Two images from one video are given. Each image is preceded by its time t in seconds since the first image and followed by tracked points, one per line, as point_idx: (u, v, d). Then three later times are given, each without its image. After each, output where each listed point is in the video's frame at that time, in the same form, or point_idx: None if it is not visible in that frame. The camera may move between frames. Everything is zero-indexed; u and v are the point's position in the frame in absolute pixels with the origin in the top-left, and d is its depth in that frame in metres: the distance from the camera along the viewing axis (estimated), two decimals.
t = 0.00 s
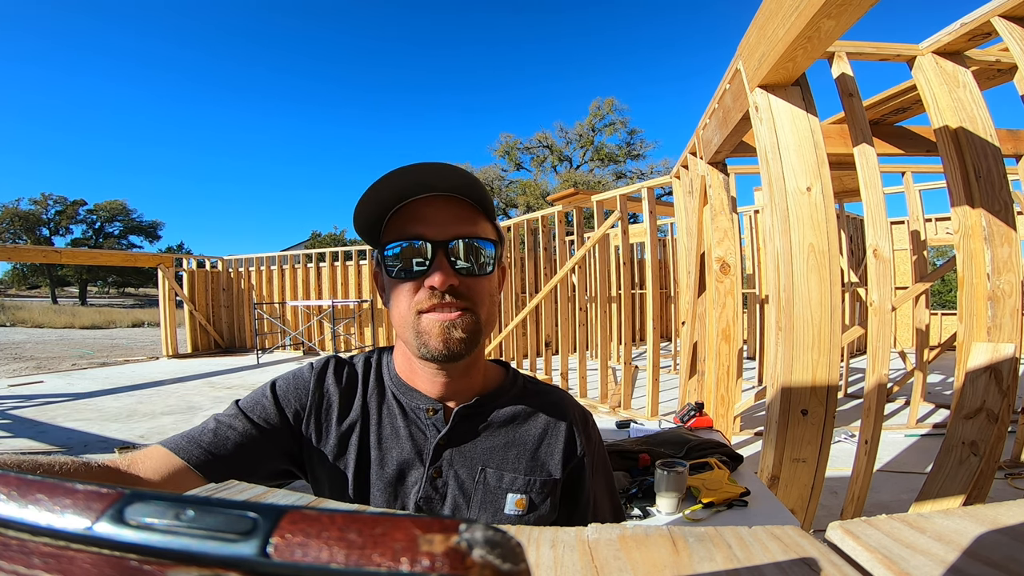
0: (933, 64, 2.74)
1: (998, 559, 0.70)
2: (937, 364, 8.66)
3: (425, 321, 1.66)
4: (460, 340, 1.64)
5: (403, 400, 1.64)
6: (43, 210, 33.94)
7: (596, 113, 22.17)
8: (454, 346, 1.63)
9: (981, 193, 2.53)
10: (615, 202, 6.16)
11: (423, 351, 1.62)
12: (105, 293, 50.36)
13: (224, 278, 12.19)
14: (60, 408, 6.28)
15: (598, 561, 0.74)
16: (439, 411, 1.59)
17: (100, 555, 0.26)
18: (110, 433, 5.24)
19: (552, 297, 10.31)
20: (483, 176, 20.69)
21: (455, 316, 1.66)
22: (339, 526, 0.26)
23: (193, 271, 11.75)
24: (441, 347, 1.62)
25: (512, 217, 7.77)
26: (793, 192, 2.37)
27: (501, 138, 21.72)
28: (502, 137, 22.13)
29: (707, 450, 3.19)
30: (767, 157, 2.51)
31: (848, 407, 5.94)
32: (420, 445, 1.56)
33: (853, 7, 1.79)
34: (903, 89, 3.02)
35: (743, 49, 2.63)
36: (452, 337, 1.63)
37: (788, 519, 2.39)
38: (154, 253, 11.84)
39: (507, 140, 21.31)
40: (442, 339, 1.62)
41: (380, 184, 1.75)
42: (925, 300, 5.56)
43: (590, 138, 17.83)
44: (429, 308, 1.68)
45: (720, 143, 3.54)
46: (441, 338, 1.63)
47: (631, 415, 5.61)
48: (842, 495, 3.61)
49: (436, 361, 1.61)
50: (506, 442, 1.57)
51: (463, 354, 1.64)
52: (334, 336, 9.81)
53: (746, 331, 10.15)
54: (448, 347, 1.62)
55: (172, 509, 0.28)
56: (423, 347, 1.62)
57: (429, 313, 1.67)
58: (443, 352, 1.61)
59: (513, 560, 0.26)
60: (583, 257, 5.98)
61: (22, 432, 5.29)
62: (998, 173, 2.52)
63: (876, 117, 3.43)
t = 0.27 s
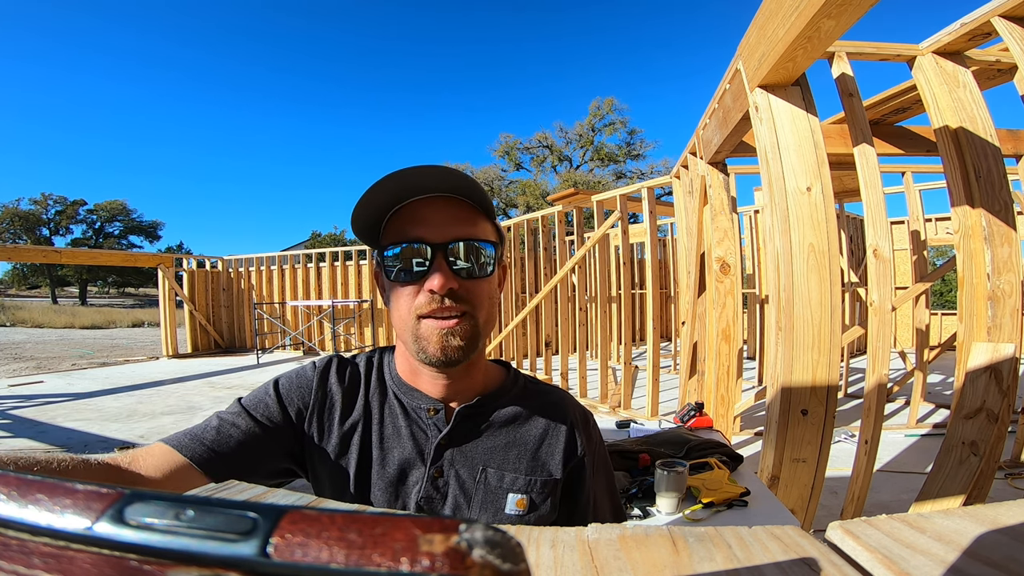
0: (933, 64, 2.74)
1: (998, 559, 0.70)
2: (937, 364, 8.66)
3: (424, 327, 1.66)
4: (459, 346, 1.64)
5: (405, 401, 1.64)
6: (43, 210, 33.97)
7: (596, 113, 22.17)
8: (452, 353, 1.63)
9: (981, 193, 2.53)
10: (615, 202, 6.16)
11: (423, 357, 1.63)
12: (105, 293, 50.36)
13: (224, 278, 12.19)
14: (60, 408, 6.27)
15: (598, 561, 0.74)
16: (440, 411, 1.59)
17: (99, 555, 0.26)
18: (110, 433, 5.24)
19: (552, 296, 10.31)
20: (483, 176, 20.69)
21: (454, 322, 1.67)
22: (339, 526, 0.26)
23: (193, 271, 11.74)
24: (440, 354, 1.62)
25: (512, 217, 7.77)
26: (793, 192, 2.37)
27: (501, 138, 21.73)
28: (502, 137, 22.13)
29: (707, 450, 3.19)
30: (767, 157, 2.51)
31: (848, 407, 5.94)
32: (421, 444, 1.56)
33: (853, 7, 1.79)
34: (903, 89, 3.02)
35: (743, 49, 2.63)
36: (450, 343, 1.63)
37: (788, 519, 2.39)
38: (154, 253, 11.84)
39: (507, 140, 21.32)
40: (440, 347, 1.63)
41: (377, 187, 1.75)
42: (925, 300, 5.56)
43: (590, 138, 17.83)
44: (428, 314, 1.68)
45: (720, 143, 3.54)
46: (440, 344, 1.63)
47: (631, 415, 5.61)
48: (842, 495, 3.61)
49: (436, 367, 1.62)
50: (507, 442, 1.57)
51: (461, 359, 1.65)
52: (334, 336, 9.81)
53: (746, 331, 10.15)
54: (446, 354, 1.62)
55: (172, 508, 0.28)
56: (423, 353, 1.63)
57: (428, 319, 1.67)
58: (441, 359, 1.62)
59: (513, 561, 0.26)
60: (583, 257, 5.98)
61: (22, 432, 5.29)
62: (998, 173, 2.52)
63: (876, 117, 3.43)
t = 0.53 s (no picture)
0: (933, 64, 2.74)
1: (999, 559, 0.70)
2: (937, 364, 8.66)
3: (415, 323, 1.67)
4: (449, 340, 1.64)
5: (405, 400, 1.64)
6: (43, 210, 33.97)
7: (596, 113, 22.17)
8: (444, 348, 1.62)
9: (981, 193, 2.53)
10: (615, 202, 6.16)
11: (415, 353, 1.63)
12: (105, 293, 50.37)
13: (224, 278, 12.19)
14: (60, 408, 6.28)
15: (599, 561, 0.74)
16: (440, 411, 1.59)
17: (100, 555, 0.26)
18: (110, 432, 5.24)
19: (552, 296, 10.32)
20: (483, 176, 20.69)
21: (444, 317, 1.66)
22: (339, 525, 0.26)
23: (193, 271, 11.75)
24: (431, 348, 1.62)
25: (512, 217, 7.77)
26: (793, 192, 2.38)
27: (501, 138, 21.74)
28: (502, 137, 22.14)
29: (707, 450, 3.19)
30: (767, 157, 2.51)
31: (848, 407, 5.94)
32: (421, 444, 1.56)
33: (853, 7, 1.79)
34: (903, 89, 3.02)
35: (743, 49, 2.63)
36: (441, 338, 1.63)
37: (788, 519, 2.39)
38: (154, 253, 11.84)
39: (507, 140, 21.31)
40: (431, 341, 1.62)
41: (361, 187, 1.76)
42: (925, 300, 5.56)
43: (590, 138, 17.83)
44: (419, 311, 1.68)
45: (721, 143, 3.54)
46: (431, 339, 1.63)
47: (631, 415, 5.61)
48: (842, 496, 3.61)
49: (429, 363, 1.61)
50: (508, 443, 1.57)
51: (456, 356, 1.64)
52: (334, 336, 9.81)
53: (746, 331, 10.16)
54: (438, 349, 1.62)
55: (172, 508, 0.28)
56: (414, 348, 1.63)
57: (419, 315, 1.68)
58: (434, 353, 1.61)
59: (513, 561, 0.26)
60: (583, 257, 5.98)
61: (22, 432, 5.29)
62: (998, 172, 2.52)
63: (876, 117, 3.43)
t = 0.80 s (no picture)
0: (933, 64, 2.74)
1: (998, 559, 0.70)
2: (937, 364, 8.66)
3: (427, 321, 1.67)
4: (462, 340, 1.64)
5: (414, 395, 1.63)
6: (43, 210, 33.98)
7: (596, 113, 22.17)
8: (456, 347, 1.62)
9: (981, 193, 2.53)
10: (615, 202, 6.16)
11: (427, 351, 1.64)
12: (105, 293, 50.37)
13: (224, 278, 12.19)
14: (60, 408, 6.28)
15: (598, 561, 0.74)
16: (450, 407, 1.59)
17: (100, 555, 0.26)
18: (110, 432, 5.24)
19: (552, 296, 10.32)
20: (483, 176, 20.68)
21: (457, 316, 1.66)
22: (339, 526, 0.26)
23: (193, 271, 11.76)
24: (444, 348, 1.62)
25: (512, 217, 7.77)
26: (793, 192, 2.38)
27: (501, 138, 21.75)
28: (502, 137, 22.15)
29: (707, 450, 3.19)
30: (767, 157, 2.51)
31: (848, 407, 5.94)
32: (430, 439, 1.56)
33: (853, 8, 1.79)
34: (903, 89, 3.02)
35: (743, 49, 2.63)
36: (453, 338, 1.63)
37: (788, 519, 2.39)
38: (154, 253, 11.85)
39: (507, 140, 21.31)
40: (444, 340, 1.63)
41: (377, 183, 1.76)
42: (925, 300, 5.56)
43: (590, 138, 17.83)
44: (432, 307, 1.68)
45: (721, 143, 3.54)
46: (443, 338, 1.63)
47: (631, 415, 5.61)
48: (842, 496, 3.61)
49: (441, 361, 1.63)
50: (516, 438, 1.57)
51: (467, 355, 1.65)
52: (333, 336, 9.82)
53: (746, 331, 10.16)
54: (450, 348, 1.62)
55: (171, 509, 0.28)
56: (427, 347, 1.64)
57: (432, 312, 1.68)
58: (446, 352, 1.62)
59: (513, 561, 0.26)
60: (583, 257, 5.98)
61: (22, 432, 5.29)
62: (998, 173, 2.52)
63: (876, 117, 3.43)
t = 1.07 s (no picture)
0: (933, 64, 2.74)
1: (999, 559, 0.69)
2: (937, 364, 8.67)
3: (437, 322, 1.67)
4: (473, 341, 1.64)
5: (420, 396, 1.64)
6: (44, 210, 33.99)
7: (597, 113, 22.16)
8: (466, 349, 1.63)
9: (981, 193, 2.53)
10: (615, 202, 6.16)
11: (435, 352, 1.63)
12: (105, 293, 50.36)
13: (225, 278, 12.19)
14: (60, 408, 6.28)
15: (598, 561, 0.74)
16: (455, 406, 1.59)
17: (100, 555, 0.26)
18: (110, 432, 5.24)
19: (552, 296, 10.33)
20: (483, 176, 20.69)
21: (467, 317, 1.67)
22: (339, 526, 0.26)
23: (193, 271, 11.76)
24: (454, 349, 1.62)
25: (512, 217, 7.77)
26: (793, 192, 2.38)
27: (501, 138, 21.75)
28: (502, 137, 22.15)
29: (707, 450, 3.19)
30: (767, 157, 2.51)
31: (848, 407, 5.94)
32: (436, 439, 1.56)
33: (853, 8, 1.79)
34: (903, 89, 3.02)
35: (743, 49, 2.63)
36: (463, 339, 1.63)
37: (788, 519, 2.39)
38: (154, 253, 11.86)
39: (507, 140, 21.31)
40: (454, 342, 1.62)
41: (387, 184, 1.76)
42: (925, 300, 5.56)
43: (590, 138, 17.83)
44: (442, 308, 1.68)
45: (720, 143, 3.54)
46: (453, 339, 1.63)
47: (631, 415, 5.62)
48: (842, 495, 3.61)
49: (449, 362, 1.62)
50: (521, 438, 1.57)
51: (475, 355, 1.65)
52: (333, 337, 9.82)
53: (746, 331, 10.16)
54: (459, 349, 1.62)
55: (172, 508, 0.28)
56: (435, 348, 1.63)
57: (442, 313, 1.68)
58: (456, 353, 1.61)
59: (513, 561, 0.26)
60: (583, 257, 5.98)
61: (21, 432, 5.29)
62: (998, 173, 2.52)
63: (876, 117, 3.43)
